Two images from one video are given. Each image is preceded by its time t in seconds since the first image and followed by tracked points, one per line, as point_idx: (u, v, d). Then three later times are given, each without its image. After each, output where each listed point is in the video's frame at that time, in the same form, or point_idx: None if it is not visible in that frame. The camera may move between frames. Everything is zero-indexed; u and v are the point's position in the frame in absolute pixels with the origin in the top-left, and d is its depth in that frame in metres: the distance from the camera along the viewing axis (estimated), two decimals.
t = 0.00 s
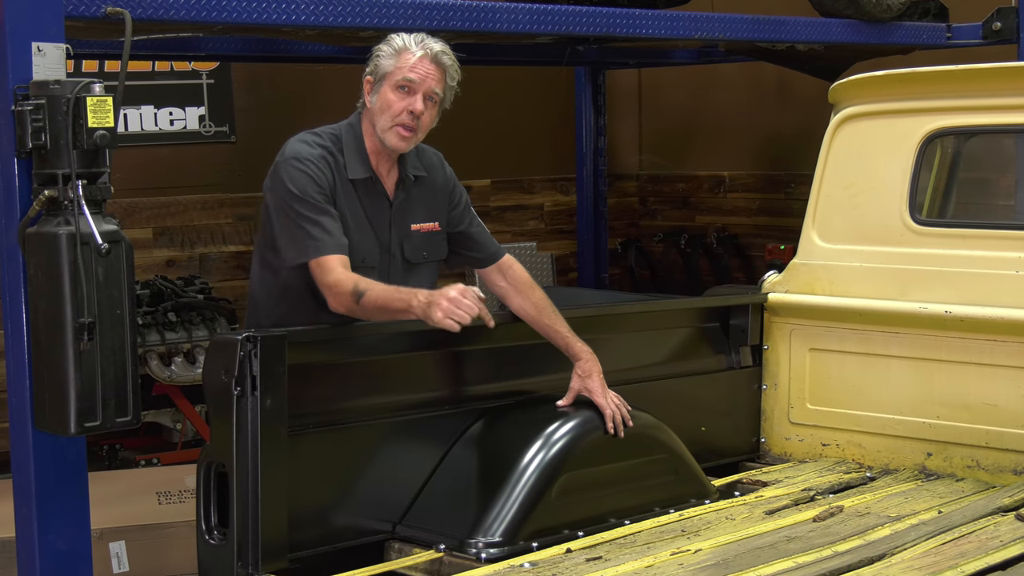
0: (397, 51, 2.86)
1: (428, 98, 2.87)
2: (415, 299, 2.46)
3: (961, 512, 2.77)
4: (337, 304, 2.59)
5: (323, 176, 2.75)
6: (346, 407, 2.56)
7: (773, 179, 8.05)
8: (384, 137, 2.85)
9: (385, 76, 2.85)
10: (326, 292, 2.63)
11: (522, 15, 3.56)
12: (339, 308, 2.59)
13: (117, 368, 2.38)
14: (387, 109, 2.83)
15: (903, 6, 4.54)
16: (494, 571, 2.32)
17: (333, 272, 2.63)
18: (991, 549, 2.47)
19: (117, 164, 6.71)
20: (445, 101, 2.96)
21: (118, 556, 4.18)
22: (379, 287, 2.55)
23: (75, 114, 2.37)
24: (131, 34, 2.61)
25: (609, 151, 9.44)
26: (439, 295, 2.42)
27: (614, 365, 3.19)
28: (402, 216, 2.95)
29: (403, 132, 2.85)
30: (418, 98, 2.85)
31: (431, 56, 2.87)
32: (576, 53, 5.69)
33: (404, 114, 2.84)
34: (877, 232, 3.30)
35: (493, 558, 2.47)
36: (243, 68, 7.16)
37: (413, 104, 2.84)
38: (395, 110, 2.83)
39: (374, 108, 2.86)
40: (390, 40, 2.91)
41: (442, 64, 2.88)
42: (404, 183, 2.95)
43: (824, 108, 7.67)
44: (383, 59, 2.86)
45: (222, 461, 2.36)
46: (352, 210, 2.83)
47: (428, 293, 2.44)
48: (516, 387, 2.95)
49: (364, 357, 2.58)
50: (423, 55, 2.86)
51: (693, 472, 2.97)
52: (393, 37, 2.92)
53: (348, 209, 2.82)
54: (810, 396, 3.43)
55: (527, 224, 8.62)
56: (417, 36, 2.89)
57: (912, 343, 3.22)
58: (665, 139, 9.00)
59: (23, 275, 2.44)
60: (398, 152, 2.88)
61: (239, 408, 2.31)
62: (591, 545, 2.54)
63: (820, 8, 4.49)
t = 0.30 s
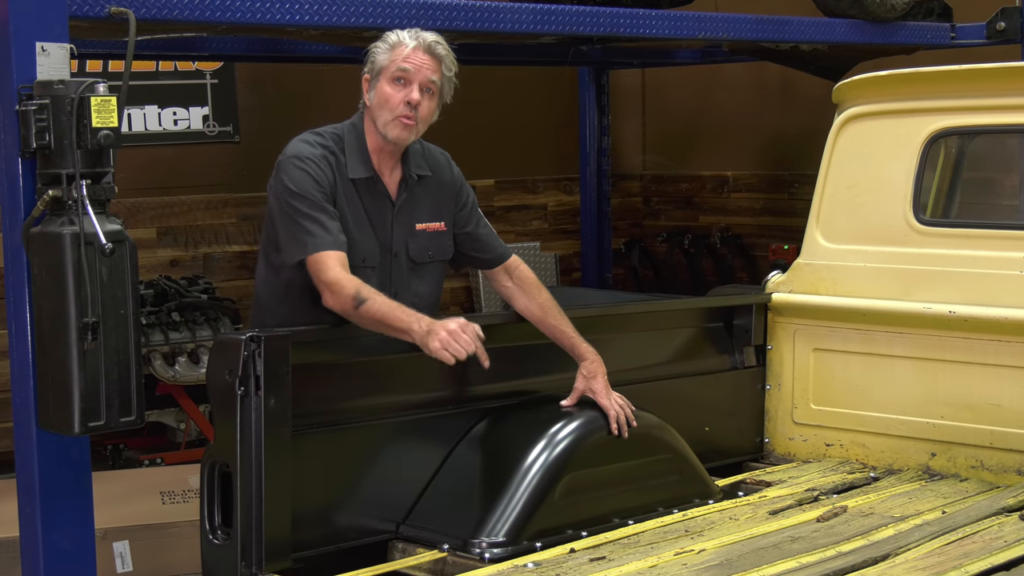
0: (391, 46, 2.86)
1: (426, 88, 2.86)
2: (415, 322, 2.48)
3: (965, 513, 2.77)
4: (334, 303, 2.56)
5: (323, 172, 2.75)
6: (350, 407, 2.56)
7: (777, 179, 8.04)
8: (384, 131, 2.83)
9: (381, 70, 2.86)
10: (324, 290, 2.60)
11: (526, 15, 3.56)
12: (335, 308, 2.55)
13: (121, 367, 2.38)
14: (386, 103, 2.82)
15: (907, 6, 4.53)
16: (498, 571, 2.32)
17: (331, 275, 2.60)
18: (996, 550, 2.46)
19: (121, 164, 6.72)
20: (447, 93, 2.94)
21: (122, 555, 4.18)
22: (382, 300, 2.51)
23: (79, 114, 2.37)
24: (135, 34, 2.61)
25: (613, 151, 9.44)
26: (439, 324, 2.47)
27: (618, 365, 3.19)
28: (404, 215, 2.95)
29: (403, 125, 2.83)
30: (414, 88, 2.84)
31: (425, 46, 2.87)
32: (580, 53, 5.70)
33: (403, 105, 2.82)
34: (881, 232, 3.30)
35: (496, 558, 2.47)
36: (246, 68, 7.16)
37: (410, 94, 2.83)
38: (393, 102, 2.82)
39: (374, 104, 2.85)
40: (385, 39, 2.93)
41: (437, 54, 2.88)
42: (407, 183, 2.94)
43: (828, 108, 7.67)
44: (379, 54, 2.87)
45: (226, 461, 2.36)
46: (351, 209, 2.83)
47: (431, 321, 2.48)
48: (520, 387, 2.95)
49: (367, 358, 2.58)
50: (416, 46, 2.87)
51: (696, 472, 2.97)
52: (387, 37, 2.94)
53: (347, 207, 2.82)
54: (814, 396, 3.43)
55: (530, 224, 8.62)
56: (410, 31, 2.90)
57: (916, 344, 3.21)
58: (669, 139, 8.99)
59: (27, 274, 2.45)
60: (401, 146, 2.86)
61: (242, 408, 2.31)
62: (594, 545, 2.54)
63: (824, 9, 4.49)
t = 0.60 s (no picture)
0: (378, 38, 2.86)
1: (416, 74, 2.85)
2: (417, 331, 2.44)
3: (971, 513, 2.77)
4: (335, 292, 2.54)
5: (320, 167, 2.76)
6: (355, 407, 2.56)
7: (782, 179, 8.04)
8: (380, 123, 2.83)
9: (370, 63, 2.86)
10: (326, 280, 2.59)
11: (531, 15, 3.56)
12: (336, 299, 2.53)
13: (126, 367, 2.39)
14: (378, 95, 2.82)
15: (913, 6, 4.53)
16: (503, 571, 2.32)
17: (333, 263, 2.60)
18: (1001, 550, 2.46)
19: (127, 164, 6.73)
20: (439, 76, 2.92)
21: (127, 555, 4.18)
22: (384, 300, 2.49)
23: (85, 114, 2.37)
24: (140, 34, 2.61)
25: (618, 151, 9.44)
26: (445, 343, 2.44)
27: (623, 365, 3.19)
28: (405, 211, 2.94)
29: (397, 113, 2.82)
30: (403, 74, 2.83)
31: (409, 32, 2.85)
32: (585, 53, 5.71)
33: (395, 94, 2.82)
34: (887, 232, 3.29)
35: (501, 558, 2.47)
36: (252, 68, 7.17)
37: (399, 81, 2.82)
38: (385, 92, 2.82)
39: (367, 99, 2.86)
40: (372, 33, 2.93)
41: (423, 38, 2.85)
42: (408, 179, 2.94)
43: (834, 108, 7.66)
44: (367, 48, 2.87)
45: (231, 461, 2.36)
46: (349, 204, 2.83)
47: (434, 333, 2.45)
48: (525, 387, 2.95)
49: (372, 358, 2.58)
50: (401, 33, 2.85)
51: (702, 472, 2.96)
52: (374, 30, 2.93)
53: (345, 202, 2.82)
54: (819, 396, 3.42)
55: (535, 224, 8.62)
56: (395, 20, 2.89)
57: (921, 344, 3.21)
58: (674, 139, 8.98)
59: (33, 274, 2.45)
60: (398, 136, 2.85)
61: (248, 408, 2.31)
62: (600, 545, 2.53)
63: (829, 8, 4.48)
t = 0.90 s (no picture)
0: (370, 37, 2.87)
1: (411, 69, 2.87)
2: (382, 299, 2.49)
3: (977, 514, 2.76)
4: (285, 294, 2.61)
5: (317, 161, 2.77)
6: (360, 407, 2.56)
7: (787, 180, 8.03)
8: (380, 121, 2.83)
9: (365, 62, 2.88)
10: (275, 281, 2.63)
11: (537, 15, 3.55)
12: (289, 301, 2.60)
13: (132, 367, 2.39)
14: (376, 94, 2.83)
15: (919, 6, 4.52)
16: (508, 571, 2.32)
17: (291, 262, 2.63)
18: (1007, 551, 2.45)
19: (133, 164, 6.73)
20: (435, 70, 2.93)
21: (133, 555, 4.18)
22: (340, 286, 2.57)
23: (91, 115, 2.38)
24: (146, 35, 2.62)
25: (624, 152, 9.43)
26: (412, 304, 2.48)
27: (628, 366, 3.19)
28: (409, 205, 2.94)
29: (396, 110, 2.83)
30: (399, 72, 2.85)
31: (401, 28, 2.86)
32: (590, 53, 5.72)
33: (393, 92, 2.82)
34: (893, 232, 3.29)
35: (507, 559, 2.47)
36: (257, 69, 7.18)
37: (397, 78, 2.83)
38: (382, 91, 2.83)
39: (366, 98, 2.87)
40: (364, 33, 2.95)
41: (415, 33, 2.87)
42: (411, 173, 2.94)
43: (839, 108, 7.64)
44: (360, 47, 2.88)
45: (237, 461, 2.36)
46: (349, 198, 2.83)
47: (398, 300, 2.50)
48: (530, 388, 2.95)
49: (377, 359, 2.58)
50: (393, 29, 2.87)
51: (707, 473, 2.96)
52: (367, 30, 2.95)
53: (346, 195, 2.82)
54: (825, 397, 3.42)
55: (541, 225, 8.63)
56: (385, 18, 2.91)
57: (927, 345, 3.20)
58: (679, 139, 8.98)
59: (39, 275, 2.45)
60: (400, 134, 2.86)
61: (253, 408, 2.32)
62: (605, 545, 2.53)
63: (835, 9, 4.47)
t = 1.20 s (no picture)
0: (373, 31, 2.86)
1: (415, 62, 2.85)
2: (357, 316, 2.45)
3: (989, 516, 2.75)
4: (288, 302, 2.70)
5: (312, 159, 2.82)
6: (371, 408, 2.56)
7: (799, 180, 8.01)
8: (386, 115, 2.84)
9: (368, 56, 2.86)
10: (281, 289, 2.74)
11: (548, 16, 3.54)
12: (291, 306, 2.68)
13: (144, 367, 2.39)
14: (381, 87, 2.83)
15: (931, 6, 4.50)
16: (520, 571, 2.32)
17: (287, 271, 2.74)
18: (1020, 553, 2.44)
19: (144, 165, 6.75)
20: (438, 60, 2.92)
21: (145, 555, 4.19)
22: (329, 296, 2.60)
23: (103, 115, 2.38)
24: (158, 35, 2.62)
25: (635, 152, 9.42)
26: (380, 330, 2.40)
27: (640, 367, 3.18)
28: (414, 197, 2.95)
29: (401, 104, 2.83)
30: (403, 64, 2.83)
31: (404, 21, 2.85)
32: (602, 53, 5.72)
33: (397, 85, 2.82)
34: (905, 233, 3.27)
35: (518, 560, 2.47)
36: (269, 69, 7.20)
37: (401, 72, 2.82)
38: (387, 84, 2.82)
39: (371, 91, 2.87)
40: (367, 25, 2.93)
41: (417, 25, 2.85)
42: (416, 165, 2.95)
43: (851, 108, 7.62)
44: (363, 41, 2.87)
45: (248, 461, 2.35)
46: (349, 193, 2.86)
47: (371, 317, 2.44)
48: (541, 388, 2.94)
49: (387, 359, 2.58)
50: (396, 22, 2.85)
51: (719, 474, 2.95)
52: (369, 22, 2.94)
53: (345, 189, 2.85)
54: (837, 398, 3.41)
55: (552, 226, 8.63)
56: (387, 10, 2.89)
57: (940, 346, 3.19)
58: (691, 140, 8.96)
59: (51, 275, 2.46)
60: (406, 126, 2.87)
61: (265, 408, 2.31)
62: (616, 546, 2.53)
63: (847, 9, 4.46)
